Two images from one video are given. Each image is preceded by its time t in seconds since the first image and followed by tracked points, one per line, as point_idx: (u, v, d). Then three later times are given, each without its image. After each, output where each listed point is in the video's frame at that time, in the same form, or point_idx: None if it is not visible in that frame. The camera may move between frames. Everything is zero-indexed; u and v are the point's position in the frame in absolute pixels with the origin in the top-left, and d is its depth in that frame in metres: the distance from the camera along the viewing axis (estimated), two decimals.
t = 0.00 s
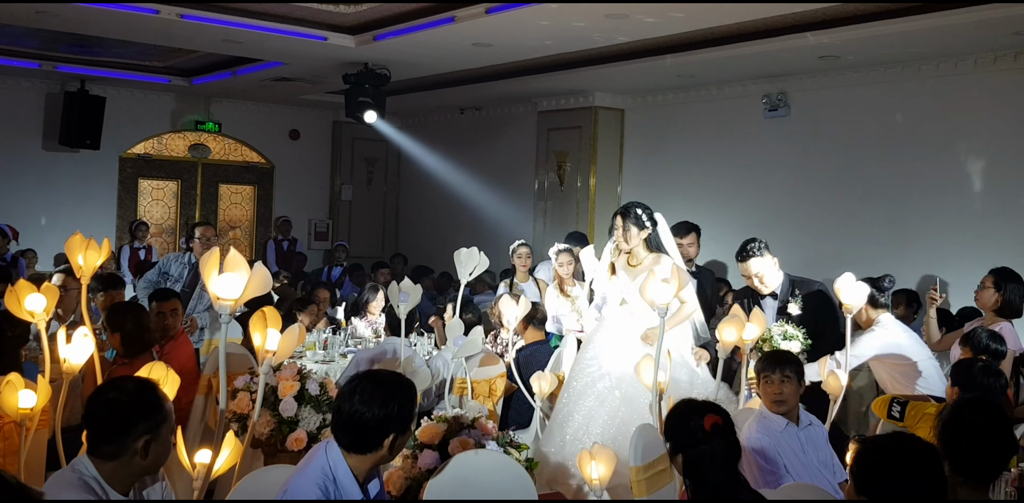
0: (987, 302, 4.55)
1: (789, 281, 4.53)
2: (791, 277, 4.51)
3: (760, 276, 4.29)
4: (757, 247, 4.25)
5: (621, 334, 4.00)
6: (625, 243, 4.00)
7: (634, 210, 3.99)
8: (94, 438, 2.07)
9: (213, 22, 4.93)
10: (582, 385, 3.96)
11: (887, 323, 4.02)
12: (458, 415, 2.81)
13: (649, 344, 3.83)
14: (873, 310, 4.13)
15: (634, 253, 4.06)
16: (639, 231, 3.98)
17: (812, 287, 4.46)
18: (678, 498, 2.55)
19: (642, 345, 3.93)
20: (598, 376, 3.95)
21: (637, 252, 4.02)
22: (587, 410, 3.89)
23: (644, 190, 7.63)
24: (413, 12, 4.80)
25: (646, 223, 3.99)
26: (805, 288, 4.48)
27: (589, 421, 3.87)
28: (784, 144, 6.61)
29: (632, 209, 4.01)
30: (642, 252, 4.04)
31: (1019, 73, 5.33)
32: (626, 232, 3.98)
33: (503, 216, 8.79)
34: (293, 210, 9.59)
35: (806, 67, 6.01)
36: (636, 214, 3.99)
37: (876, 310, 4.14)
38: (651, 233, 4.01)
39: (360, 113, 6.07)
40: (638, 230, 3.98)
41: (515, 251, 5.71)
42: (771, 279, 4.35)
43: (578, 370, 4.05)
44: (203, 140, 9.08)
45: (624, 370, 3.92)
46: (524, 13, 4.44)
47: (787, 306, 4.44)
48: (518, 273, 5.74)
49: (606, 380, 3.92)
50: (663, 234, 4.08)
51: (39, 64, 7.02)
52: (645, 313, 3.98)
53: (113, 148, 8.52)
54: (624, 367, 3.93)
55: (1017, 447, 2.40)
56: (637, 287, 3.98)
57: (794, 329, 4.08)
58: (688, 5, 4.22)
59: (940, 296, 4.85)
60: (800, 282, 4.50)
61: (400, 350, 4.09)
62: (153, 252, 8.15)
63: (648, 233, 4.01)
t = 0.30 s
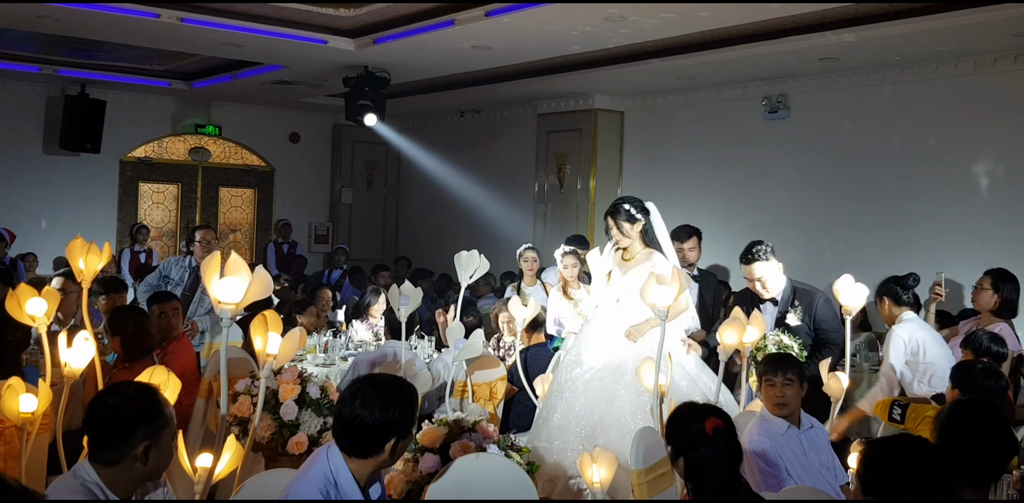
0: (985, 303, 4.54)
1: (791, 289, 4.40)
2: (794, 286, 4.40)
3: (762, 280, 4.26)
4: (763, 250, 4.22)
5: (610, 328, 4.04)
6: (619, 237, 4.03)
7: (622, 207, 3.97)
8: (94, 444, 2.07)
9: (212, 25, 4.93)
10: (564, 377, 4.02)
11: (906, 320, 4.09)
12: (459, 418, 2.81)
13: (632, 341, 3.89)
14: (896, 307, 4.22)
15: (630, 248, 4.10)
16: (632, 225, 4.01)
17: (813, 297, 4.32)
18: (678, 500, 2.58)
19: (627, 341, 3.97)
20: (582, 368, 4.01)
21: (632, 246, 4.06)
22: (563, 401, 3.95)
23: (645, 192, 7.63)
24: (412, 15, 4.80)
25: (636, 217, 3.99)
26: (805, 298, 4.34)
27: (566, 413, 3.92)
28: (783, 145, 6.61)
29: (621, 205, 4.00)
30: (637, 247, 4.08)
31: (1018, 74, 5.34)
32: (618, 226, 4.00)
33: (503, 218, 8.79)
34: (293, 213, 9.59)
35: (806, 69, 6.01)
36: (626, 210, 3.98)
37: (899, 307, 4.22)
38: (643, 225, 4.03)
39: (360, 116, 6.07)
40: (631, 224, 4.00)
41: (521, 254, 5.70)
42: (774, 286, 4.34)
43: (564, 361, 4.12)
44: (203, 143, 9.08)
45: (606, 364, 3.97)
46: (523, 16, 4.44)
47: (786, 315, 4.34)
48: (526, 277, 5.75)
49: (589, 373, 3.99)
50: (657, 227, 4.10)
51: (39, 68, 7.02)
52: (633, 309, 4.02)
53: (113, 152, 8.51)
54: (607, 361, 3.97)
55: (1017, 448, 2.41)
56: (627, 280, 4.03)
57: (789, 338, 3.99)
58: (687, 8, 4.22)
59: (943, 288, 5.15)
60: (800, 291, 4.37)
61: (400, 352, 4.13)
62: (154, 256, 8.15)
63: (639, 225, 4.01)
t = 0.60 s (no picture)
0: (993, 305, 4.54)
1: (792, 289, 4.40)
2: (795, 286, 4.41)
3: (764, 280, 4.24)
4: (767, 251, 4.19)
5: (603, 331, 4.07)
6: (614, 239, 4.02)
7: (604, 214, 4.00)
8: (94, 446, 2.07)
9: (213, 27, 4.93)
10: (556, 379, 4.11)
11: (912, 314, 4.24)
12: (461, 420, 2.82)
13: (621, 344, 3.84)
14: (901, 305, 4.39)
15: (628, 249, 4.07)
16: (615, 230, 3.99)
17: (814, 298, 4.32)
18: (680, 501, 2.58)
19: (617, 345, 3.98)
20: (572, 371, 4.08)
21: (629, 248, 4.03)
22: (550, 404, 4.05)
23: (646, 193, 7.63)
24: (414, 17, 4.80)
25: (618, 222, 3.97)
26: (806, 299, 4.34)
27: (552, 415, 4.03)
28: (785, 147, 6.61)
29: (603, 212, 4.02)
30: (633, 249, 4.03)
31: (1020, 75, 5.34)
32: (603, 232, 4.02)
33: (505, 220, 8.79)
34: (294, 215, 9.59)
35: (808, 70, 6.01)
36: (607, 217, 3.99)
37: (904, 305, 4.38)
38: (628, 229, 3.98)
39: (362, 117, 6.08)
40: (614, 230, 4.00)
41: (526, 257, 5.70)
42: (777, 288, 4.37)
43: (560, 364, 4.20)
44: (204, 145, 9.08)
45: (595, 368, 4.02)
46: (525, 18, 4.44)
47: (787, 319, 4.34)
48: (532, 279, 5.76)
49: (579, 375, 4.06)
50: (649, 227, 3.97)
51: (41, 70, 7.02)
52: (627, 311, 4.00)
53: (114, 154, 8.51)
54: (595, 365, 4.02)
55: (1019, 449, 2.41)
56: (626, 281, 3.96)
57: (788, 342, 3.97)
58: (689, 9, 4.22)
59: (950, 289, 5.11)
60: (801, 291, 4.37)
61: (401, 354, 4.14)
62: (155, 258, 8.15)
63: (621, 228, 3.98)
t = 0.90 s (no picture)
0: (992, 307, 4.54)
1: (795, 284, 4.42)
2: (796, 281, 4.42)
3: (764, 277, 4.22)
4: (766, 247, 4.17)
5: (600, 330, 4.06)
6: (617, 239, 4.02)
7: (606, 217, 4.01)
8: (96, 448, 2.07)
9: (214, 28, 4.92)
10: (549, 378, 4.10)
11: (897, 318, 4.30)
12: (462, 421, 2.81)
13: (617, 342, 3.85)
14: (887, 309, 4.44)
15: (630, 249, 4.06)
16: (618, 234, 4.00)
17: (817, 293, 4.33)
18: None
19: (613, 344, 3.99)
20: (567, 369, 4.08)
21: (632, 249, 4.03)
22: (546, 404, 4.05)
23: (646, 194, 7.63)
24: (415, 18, 4.80)
25: (619, 226, 3.98)
26: (809, 296, 4.35)
27: (545, 414, 4.02)
28: (785, 148, 6.61)
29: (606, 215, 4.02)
30: (636, 250, 4.03)
31: (1021, 77, 5.35)
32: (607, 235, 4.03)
33: (505, 221, 8.79)
34: (293, 216, 9.59)
35: (808, 71, 6.01)
36: (610, 221, 4.00)
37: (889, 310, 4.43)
38: (630, 232, 3.98)
39: (362, 118, 6.07)
40: (616, 233, 4.00)
41: (531, 258, 5.69)
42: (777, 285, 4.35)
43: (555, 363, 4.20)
44: (204, 146, 9.07)
45: (589, 366, 4.02)
46: (526, 18, 4.43)
47: (791, 315, 4.35)
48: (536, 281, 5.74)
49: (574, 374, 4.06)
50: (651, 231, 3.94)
51: (40, 71, 7.01)
52: (625, 311, 4.01)
53: (114, 154, 8.50)
54: (590, 364, 4.02)
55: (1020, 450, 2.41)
56: (628, 283, 4.00)
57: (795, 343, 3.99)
58: (691, 9, 4.21)
59: (950, 295, 4.88)
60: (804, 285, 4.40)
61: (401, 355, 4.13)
62: (155, 258, 8.14)
63: (625, 232, 3.99)
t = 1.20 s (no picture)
0: (989, 306, 4.54)
1: (803, 282, 4.39)
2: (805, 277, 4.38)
3: (772, 273, 4.25)
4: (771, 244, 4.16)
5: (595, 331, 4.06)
6: (613, 239, 4.02)
7: (608, 214, 3.98)
8: (99, 448, 2.07)
9: (215, 28, 4.92)
10: (541, 382, 4.10)
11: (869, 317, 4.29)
12: (463, 421, 2.82)
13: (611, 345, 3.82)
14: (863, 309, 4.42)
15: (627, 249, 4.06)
16: (620, 232, 3.99)
17: (824, 291, 4.29)
18: None
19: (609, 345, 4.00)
20: (559, 372, 4.08)
21: (628, 250, 4.03)
22: (546, 403, 4.03)
23: (647, 195, 7.63)
24: (416, 18, 4.80)
25: (622, 223, 3.96)
26: (816, 294, 4.31)
27: (540, 418, 4.01)
28: (785, 148, 6.62)
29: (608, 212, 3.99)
30: (633, 250, 4.02)
31: (1021, 77, 5.35)
32: (608, 233, 4.02)
33: (506, 221, 8.79)
34: (294, 216, 9.59)
35: (808, 71, 6.01)
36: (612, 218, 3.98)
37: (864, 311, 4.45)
38: (632, 230, 3.98)
39: (363, 119, 6.07)
40: (618, 231, 3.99)
41: (536, 258, 5.69)
42: (784, 280, 4.37)
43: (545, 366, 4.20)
44: (205, 147, 9.07)
45: (584, 370, 4.03)
46: (527, 19, 4.43)
47: (796, 313, 4.33)
48: (541, 281, 5.73)
49: (567, 377, 4.06)
50: (652, 229, 3.94)
51: (41, 71, 7.01)
52: (619, 312, 4.02)
53: (115, 155, 8.51)
54: (586, 367, 4.03)
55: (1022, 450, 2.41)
56: (624, 283, 4.01)
57: (800, 347, 3.93)
58: (692, 10, 4.21)
59: (945, 297, 4.85)
60: (813, 284, 4.34)
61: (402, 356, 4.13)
62: (156, 259, 8.14)
63: (628, 231, 3.98)
